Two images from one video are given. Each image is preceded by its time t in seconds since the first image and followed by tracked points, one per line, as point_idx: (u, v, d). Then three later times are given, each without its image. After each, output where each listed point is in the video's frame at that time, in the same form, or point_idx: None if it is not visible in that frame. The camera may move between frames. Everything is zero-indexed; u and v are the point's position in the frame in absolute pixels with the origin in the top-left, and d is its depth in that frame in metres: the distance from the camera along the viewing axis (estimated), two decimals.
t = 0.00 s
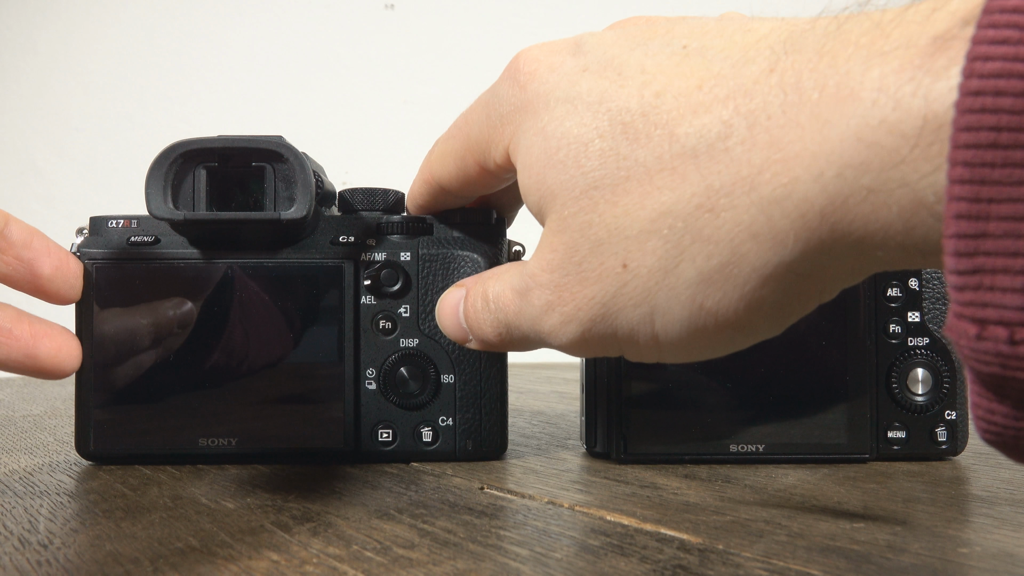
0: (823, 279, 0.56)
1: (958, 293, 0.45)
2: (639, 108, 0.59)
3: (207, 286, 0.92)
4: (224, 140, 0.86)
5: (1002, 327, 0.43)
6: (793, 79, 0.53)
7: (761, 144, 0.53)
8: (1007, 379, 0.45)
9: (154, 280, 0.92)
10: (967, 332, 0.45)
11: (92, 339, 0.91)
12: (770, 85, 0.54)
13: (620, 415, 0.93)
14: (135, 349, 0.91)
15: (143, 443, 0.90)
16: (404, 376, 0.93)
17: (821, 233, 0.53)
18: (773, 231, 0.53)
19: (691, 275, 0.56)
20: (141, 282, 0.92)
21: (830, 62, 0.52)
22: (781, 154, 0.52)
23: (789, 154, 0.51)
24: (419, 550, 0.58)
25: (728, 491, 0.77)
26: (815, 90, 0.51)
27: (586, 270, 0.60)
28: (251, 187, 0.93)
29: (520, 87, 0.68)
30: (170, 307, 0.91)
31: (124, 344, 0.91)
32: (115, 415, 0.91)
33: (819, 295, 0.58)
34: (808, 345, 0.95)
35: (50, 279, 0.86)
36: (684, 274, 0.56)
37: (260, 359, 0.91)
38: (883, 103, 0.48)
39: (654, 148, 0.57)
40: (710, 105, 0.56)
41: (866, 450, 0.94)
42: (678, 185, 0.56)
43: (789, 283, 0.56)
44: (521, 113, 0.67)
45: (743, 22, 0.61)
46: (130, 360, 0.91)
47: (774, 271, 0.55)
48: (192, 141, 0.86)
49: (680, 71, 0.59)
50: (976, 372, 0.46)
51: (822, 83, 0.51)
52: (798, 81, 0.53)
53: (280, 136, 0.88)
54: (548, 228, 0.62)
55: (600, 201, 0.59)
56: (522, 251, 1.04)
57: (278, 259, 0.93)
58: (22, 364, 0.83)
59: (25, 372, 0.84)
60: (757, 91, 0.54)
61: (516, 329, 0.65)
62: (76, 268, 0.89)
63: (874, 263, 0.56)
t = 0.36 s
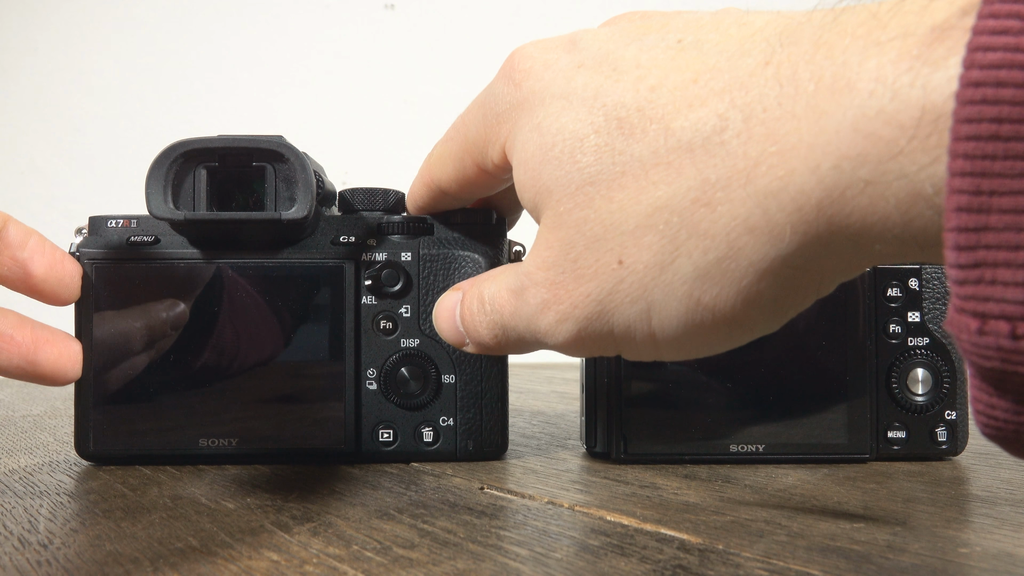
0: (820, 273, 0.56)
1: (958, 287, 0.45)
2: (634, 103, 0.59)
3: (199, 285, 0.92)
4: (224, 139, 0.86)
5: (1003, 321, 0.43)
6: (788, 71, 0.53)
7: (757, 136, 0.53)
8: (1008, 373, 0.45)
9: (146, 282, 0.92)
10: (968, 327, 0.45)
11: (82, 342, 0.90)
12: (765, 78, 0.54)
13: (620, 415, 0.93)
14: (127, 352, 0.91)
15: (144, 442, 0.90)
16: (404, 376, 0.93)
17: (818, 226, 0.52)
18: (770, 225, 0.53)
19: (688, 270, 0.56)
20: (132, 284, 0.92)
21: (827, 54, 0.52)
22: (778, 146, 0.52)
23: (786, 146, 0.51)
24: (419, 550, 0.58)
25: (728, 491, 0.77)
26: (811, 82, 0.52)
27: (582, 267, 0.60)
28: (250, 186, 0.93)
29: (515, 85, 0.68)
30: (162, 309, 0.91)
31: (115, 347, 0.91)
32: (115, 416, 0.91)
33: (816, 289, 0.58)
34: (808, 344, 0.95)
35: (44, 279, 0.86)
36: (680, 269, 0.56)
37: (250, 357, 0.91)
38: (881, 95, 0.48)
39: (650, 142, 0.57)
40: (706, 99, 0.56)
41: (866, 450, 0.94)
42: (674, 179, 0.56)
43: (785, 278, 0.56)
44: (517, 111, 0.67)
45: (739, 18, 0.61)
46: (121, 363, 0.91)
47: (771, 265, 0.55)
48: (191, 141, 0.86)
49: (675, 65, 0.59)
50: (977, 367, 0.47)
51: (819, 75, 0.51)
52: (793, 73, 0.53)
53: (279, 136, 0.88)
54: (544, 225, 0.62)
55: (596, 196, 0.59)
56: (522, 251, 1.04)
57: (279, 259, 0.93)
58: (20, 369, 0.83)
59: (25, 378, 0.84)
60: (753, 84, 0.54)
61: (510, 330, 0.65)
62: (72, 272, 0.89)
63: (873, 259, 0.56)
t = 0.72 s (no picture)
0: (820, 272, 0.56)
1: (959, 284, 0.45)
2: (635, 102, 0.59)
3: (201, 287, 0.92)
4: (224, 139, 0.86)
5: (1004, 319, 0.43)
6: (789, 70, 0.53)
7: (758, 135, 0.53)
8: (1009, 371, 0.45)
9: (145, 285, 0.92)
10: (969, 324, 0.45)
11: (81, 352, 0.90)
12: (766, 76, 0.54)
13: (620, 416, 0.93)
14: (133, 363, 0.90)
15: (144, 442, 0.90)
16: (404, 376, 0.93)
17: (818, 225, 0.52)
18: (770, 223, 0.53)
19: (688, 268, 0.56)
20: (132, 291, 0.91)
21: (827, 52, 0.52)
22: (778, 144, 0.52)
23: (786, 144, 0.51)
24: (419, 550, 0.58)
25: (729, 491, 0.77)
26: (812, 80, 0.51)
27: (582, 265, 0.60)
28: (251, 186, 0.94)
29: (516, 85, 0.68)
30: (169, 322, 0.91)
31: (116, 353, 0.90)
32: (114, 415, 0.90)
33: (816, 289, 0.58)
34: (808, 344, 0.95)
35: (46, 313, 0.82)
36: (680, 267, 0.56)
37: (252, 357, 0.91)
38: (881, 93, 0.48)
39: (651, 140, 0.58)
40: (706, 97, 0.56)
41: (866, 450, 0.94)
42: (674, 177, 0.56)
43: (786, 276, 0.56)
44: (518, 110, 0.67)
45: (740, 17, 0.61)
46: (127, 374, 0.90)
47: (771, 263, 0.55)
48: (192, 141, 0.86)
49: (676, 65, 0.59)
50: (978, 364, 0.46)
51: (819, 73, 0.51)
52: (794, 71, 0.53)
53: (279, 136, 0.88)
54: (544, 225, 0.63)
55: (596, 195, 0.59)
56: (522, 251, 1.04)
57: (279, 258, 0.93)
58: (21, 412, 0.75)
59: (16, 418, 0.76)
60: (754, 82, 0.54)
61: (510, 329, 0.65)
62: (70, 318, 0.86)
63: (874, 258, 0.56)
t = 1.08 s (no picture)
0: (820, 272, 0.56)
1: (959, 285, 0.45)
2: (636, 102, 0.59)
3: (201, 287, 0.92)
4: (224, 139, 0.86)
5: (1004, 319, 0.43)
6: (789, 69, 0.53)
7: (758, 134, 0.53)
8: (1010, 371, 0.45)
9: (145, 285, 0.92)
10: (969, 324, 0.45)
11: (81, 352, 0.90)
12: (767, 76, 0.54)
13: (620, 416, 0.93)
14: (133, 365, 0.90)
15: (144, 442, 0.90)
16: (404, 376, 0.93)
17: (819, 224, 0.52)
18: (770, 223, 0.53)
19: (688, 268, 0.56)
20: (132, 291, 0.91)
21: (828, 51, 0.52)
22: (779, 144, 0.52)
23: (787, 144, 0.51)
24: (419, 550, 0.58)
25: (729, 491, 0.77)
26: (813, 79, 0.52)
27: (581, 265, 0.60)
28: (251, 186, 0.94)
29: (516, 85, 0.68)
30: (171, 326, 0.91)
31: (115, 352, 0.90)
32: (114, 415, 0.90)
33: (816, 289, 0.58)
34: (808, 344, 0.95)
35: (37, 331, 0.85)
36: (680, 267, 0.56)
37: (252, 356, 0.91)
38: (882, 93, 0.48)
39: (651, 140, 0.58)
40: (706, 97, 0.56)
41: (866, 450, 0.94)
42: (675, 176, 0.56)
43: (786, 276, 0.56)
44: (518, 110, 0.67)
45: (740, 17, 0.61)
46: (127, 376, 0.90)
47: (772, 263, 0.55)
48: (192, 141, 0.86)
49: (676, 64, 0.59)
50: (978, 364, 0.46)
51: (820, 73, 0.51)
52: (795, 71, 0.53)
53: (279, 136, 0.88)
54: (544, 225, 0.63)
55: (596, 195, 0.59)
56: (522, 251, 1.04)
57: (279, 258, 0.93)
58: (20, 423, 0.79)
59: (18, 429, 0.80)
60: (754, 81, 0.54)
61: (509, 331, 0.65)
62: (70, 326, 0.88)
63: (874, 258, 0.56)
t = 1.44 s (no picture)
0: (819, 271, 0.56)
1: (959, 284, 0.45)
2: (636, 101, 0.59)
3: (202, 287, 0.92)
4: (224, 139, 0.86)
5: (1004, 318, 0.43)
6: (789, 68, 0.53)
7: (758, 133, 0.53)
8: (1010, 371, 0.45)
9: (145, 285, 0.92)
10: (969, 324, 0.45)
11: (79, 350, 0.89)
12: (767, 75, 0.54)
13: (620, 416, 0.93)
14: (135, 366, 0.91)
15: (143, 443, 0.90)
16: (404, 376, 0.93)
17: (819, 223, 0.52)
18: (770, 222, 0.53)
19: (687, 268, 0.56)
20: (133, 291, 0.91)
21: (828, 51, 0.52)
22: (778, 143, 0.52)
23: (786, 143, 0.51)
24: (419, 550, 0.58)
25: (729, 491, 0.77)
26: (812, 78, 0.52)
27: (581, 265, 0.60)
28: (251, 186, 0.94)
29: (516, 85, 0.68)
30: (173, 329, 0.91)
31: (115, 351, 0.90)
32: (115, 415, 0.90)
33: (816, 289, 0.58)
34: (809, 344, 0.95)
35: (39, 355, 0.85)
36: (679, 266, 0.56)
37: (251, 356, 0.91)
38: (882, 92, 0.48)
39: (651, 140, 0.58)
40: (706, 97, 0.56)
41: (866, 449, 0.94)
42: (675, 176, 0.56)
43: (785, 275, 0.56)
44: (518, 110, 0.67)
45: (739, 16, 0.61)
46: (128, 376, 0.91)
47: (772, 262, 0.55)
48: (192, 141, 0.86)
49: (676, 64, 0.59)
50: (978, 364, 0.46)
51: (819, 72, 0.51)
52: (795, 70, 0.53)
53: (279, 136, 0.88)
54: (544, 224, 0.63)
55: (596, 194, 0.59)
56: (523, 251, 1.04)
57: (279, 258, 0.93)
58: (18, 441, 0.81)
59: (16, 446, 0.82)
60: (754, 81, 0.54)
61: (508, 334, 0.65)
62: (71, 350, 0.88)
63: (874, 257, 0.56)
